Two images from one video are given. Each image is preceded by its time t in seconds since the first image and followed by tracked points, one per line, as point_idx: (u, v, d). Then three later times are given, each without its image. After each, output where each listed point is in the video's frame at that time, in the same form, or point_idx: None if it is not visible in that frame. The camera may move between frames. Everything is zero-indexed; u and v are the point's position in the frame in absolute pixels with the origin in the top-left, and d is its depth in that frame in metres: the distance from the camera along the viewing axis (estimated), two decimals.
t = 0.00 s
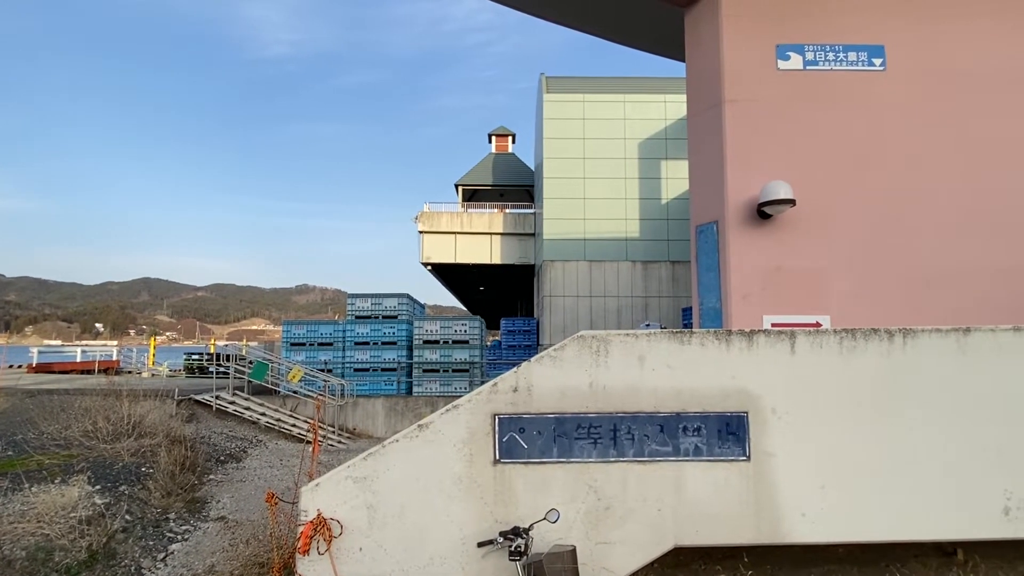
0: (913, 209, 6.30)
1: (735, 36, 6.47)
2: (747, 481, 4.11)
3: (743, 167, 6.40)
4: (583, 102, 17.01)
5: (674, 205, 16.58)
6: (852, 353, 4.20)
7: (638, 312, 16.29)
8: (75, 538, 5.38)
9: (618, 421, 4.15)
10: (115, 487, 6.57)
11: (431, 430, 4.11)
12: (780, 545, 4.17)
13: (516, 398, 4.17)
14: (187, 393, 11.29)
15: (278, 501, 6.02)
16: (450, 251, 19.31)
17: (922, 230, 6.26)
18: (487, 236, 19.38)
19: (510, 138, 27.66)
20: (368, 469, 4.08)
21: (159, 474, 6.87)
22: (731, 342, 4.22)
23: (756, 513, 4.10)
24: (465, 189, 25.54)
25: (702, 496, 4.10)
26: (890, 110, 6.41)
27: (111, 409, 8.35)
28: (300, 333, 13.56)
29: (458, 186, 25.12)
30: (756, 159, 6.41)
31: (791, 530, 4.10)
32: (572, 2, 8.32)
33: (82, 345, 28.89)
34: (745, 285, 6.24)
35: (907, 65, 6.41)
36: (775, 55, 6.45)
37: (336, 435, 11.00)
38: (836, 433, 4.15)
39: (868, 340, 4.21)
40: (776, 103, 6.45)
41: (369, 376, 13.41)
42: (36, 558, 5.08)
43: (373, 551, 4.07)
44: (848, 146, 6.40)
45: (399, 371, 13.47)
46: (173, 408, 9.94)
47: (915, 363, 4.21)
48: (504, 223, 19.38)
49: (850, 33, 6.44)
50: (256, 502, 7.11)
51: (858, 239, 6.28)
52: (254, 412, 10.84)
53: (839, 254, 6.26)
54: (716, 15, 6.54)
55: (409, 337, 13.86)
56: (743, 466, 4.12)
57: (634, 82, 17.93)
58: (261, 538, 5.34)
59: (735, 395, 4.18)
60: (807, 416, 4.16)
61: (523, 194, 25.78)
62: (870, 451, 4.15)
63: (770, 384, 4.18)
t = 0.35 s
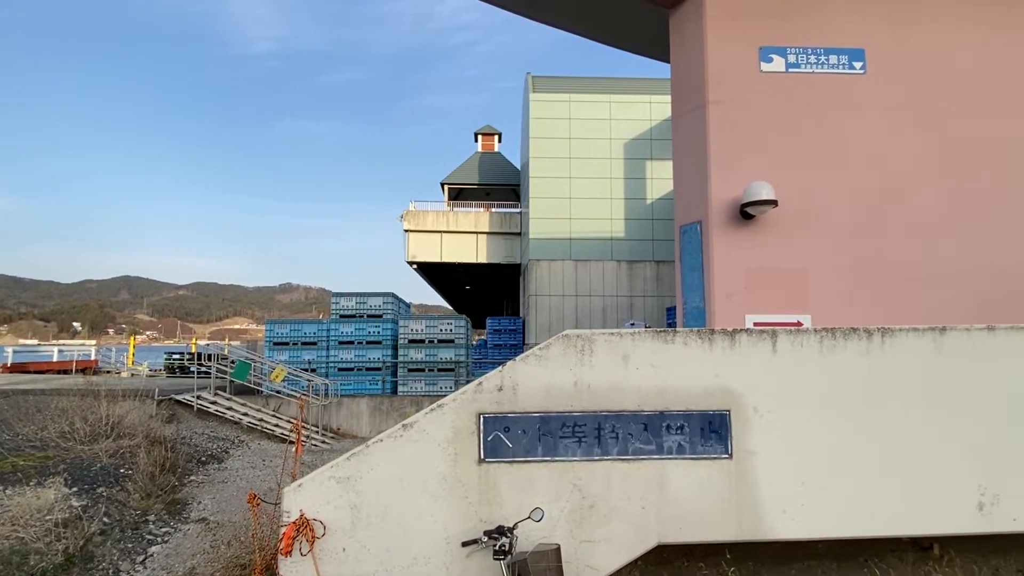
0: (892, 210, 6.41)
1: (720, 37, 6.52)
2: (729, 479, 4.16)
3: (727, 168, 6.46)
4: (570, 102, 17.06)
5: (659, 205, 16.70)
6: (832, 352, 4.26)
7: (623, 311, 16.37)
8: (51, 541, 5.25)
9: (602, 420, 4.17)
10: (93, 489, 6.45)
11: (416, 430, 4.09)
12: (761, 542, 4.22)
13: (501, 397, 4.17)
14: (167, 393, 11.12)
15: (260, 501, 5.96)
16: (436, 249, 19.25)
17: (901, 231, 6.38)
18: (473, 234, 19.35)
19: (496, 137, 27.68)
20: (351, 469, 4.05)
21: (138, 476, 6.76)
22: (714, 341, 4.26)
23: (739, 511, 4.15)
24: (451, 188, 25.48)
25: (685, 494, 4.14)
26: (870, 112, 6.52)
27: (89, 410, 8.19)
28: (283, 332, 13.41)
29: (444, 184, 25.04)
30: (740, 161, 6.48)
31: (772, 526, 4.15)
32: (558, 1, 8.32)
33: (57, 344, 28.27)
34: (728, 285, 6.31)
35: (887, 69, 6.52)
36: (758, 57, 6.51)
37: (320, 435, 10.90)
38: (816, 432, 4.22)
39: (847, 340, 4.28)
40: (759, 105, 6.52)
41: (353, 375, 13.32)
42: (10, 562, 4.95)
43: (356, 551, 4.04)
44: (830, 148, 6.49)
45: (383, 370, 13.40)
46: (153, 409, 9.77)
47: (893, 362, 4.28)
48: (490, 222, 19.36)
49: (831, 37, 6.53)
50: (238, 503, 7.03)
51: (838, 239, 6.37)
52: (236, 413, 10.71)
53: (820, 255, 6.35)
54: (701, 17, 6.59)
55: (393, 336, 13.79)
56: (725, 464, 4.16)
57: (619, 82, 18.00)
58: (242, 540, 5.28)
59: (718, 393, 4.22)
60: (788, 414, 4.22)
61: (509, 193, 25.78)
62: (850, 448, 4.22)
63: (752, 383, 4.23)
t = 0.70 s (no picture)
0: (870, 211, 6.53)
1: (702, 39, 6.57)
2: (710, 476, 4.20)
3: (709, 169, 6.53)
4: (555, 102, 17.10)
5: (642, 205, 16.83)
6: (811, 351, 4.33)
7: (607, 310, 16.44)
8: (24, 545, 5.13)
9: (585, 418, 4.18)
10: (67, 491, 6.32)
11: (398, 429, 4.07)
12: (742, 538, 4.27)
13: (485, 396, 4.16)
14: (145, 394, 10.92)
15: (240, 502, 5.89)
16: (420, 248, 19.17)
17: (879, 232, 6.49)
18: (458, 233, 19.31)
19: (481, 136, 27.67)
20: (333, 469, 4.02)
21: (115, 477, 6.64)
22: (696, 340, 4.29)
23: (719, 508, 4.19)
24: (436, 186, 25.40)
25: (667, 492, 4.17)
26: (849, 115, 6.62)
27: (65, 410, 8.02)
28: (265, 332, 13.25)
29: (429, 183, 24.95)
30: (722, 161, 6.54)
31: (753, 523, 4.21)
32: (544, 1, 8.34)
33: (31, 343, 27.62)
34: (710, 285, 6.37)
35: (865, 72, 6.63)
36: (740, 59, 6.58)
37: (302, 435, 10.78)
38: (795, 429, 4.28)
39: (826, 339, 4.35)
40: (741, 107, 6.59)
41: (336, 375, 13.21)
42: None
43: (338, 552, 4.01)
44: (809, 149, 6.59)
45: (367, 369, 13.31)
46: (131, 409, 9.60)
47: (870, 360, 4.36)
48: (475, 221, 19.33)
49: (811, 40, 6.63)
50: (218, 505, 6.93)
51: (818, 240, 6.47)
52: (217, 413, 10.56)
53: (800, 255, 6.44)
54: (684, 18, 6.65)
55: (377, 335, 13.71)
56: (706, 461, 4.20)
57: (604, 83, 18.10)
58: (221, 542, 5.21)
59: (699, 392, 4.26)
60: (768, 411, 4.27)
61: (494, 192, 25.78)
62: (828, 445, 4.29)
63: (733, 382, 4.28)
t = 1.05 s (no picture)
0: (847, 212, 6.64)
1: (684, 40, 6.62)
2: (690, 473, 4.24)
3: (691, 169, 6.58)
4: (538, 101, 17.12)
5: (625, 205, 16.94)
6: (789, 349, 4.39)
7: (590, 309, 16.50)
8: None
9: (567, 416, 4.20)
10: (39, 494, 6.17)
11: (380, 429, 4.04)
12: (721, 535, 4.32)
13: (467, 395, 4.15)
14: (120, 394, 10.71)
15: (218, 503, 5.80)
16: (403, 247, 19.06)
17: (856, 233, 6.61)
18: (441, 232, 19.24)
19: (465, 135, 27.63)
20: (314, 469, 3.98)
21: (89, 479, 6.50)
22: (677, 339, 4.33)
23: (699, 505, 4.23)
24: (419, 184, 25.30)
25: (648, 489, 4.21)
26: (827, 117, 6.73)
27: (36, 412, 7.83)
28: (244, 330, 13.07)
29: (412, 181, 24.85)
30: (702, 162, 6.61)
31: (732, 519, 4.26)
32: None
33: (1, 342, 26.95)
34: (691, 284, 6.43)
35: (843, 76, 6.75)
36: (721, 60, 6.65)
37: (282, 435, 10.65)
38: (774, 426, 4.34)
39: (804, 337, 4.41)
40: (721, 108, 6.65)
41: (318, 374, 13.07)
42: None
43: (318, 553, 3.97)
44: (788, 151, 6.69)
45: (349, 369, 13.21)
46: (106, 409, 9.40)
47: (846, 359, 4.44)
48: (458, 219, 19.28)
49: (791, 43, 6.73)
50: (195, 506, 6.82)
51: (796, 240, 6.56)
52: (194, 413, 10.39)
53: (779, 255, 6.53)
54: (667, 19, 6.69)
55: (359, 334, 13.60)
56: (687, 459, 4.24)
57: (588, 83, 18.18)
58: (199, 544, 5.13)
59: (680, 389, 4.30)
60: (747, 409, 4.33)
61: (478, 190, 25.76)
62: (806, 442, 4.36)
63: (714, 380, 4.32)
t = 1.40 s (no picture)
0: (823, 213, 6.76)
1: (666, 41, 6.68)
2: (670, 470, 4.28)
3: (671, 169, 6.64)
4: (521, 100, 17.13)
5: (607, 204, 17.05)
6: (766, 347, 4.46)
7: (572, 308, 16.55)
8: None
9: (549, 415, 4.21)
10: (7, 497, 6.00)
11: (360, 428, 4.00)
12: (699, 531, 4.37)
13: (449, 394, 4.13)
14: (93, 394, 10.47)
15: (195, 505, 5.71)
16: (385, 244, 18.95)
17: (832, 233, 6.73)
18: (423, 230, 19.16)
19: (448, 133, 27.56)
20: (293, 469, 3.93)
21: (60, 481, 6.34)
22: (657, 337, 4.38)
23: (678, 501, 4.28)
24: (401, 182, 25.15)
25: (629, 486, 4.24)
26: (804, 120, 6.84)
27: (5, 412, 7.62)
28: (222, 329, 12.87)
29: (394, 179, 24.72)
30: (683, 162, 6.67)
31: (711, 515, 4.31)
32: None
33: None
34: (671, 283, 6.49)
35: (820, 79, 6.86)
36: (701, 62, 6.72)
37: (261, 435, 10.50)
38: (751, 423, 4.40)
39: (781, 335, 4.48)
40: (701, 109, 6.72)
41: (297, 373, 12.91)
42: None
43: (297, 554, 3.93)
44: (767, 152, 6.78)
45: (329, 368, 13.08)
46: (78, 410, 9.18)
47: (822, 357, 4.52)
48: (441, 217, 19.20)
49: (769, 46, 6.82)
50: (171, 508, 6.69)
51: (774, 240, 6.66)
52: (170, 413, 10.20)
53: (757, 255, 6.63)
54: (648, 20, 6.74)
55: (340, 333, 13.48)
56: (666, 456, 4.29)
57: (571, 83, 18.25)
58: (175, 546, 5.03)
59: (660, 387, 4.34)
60: (725, 406, 4.38)
61: (460, 189, 25.71)
62: (783, 439, 4.43)
63: (693, 378, 4.37)
